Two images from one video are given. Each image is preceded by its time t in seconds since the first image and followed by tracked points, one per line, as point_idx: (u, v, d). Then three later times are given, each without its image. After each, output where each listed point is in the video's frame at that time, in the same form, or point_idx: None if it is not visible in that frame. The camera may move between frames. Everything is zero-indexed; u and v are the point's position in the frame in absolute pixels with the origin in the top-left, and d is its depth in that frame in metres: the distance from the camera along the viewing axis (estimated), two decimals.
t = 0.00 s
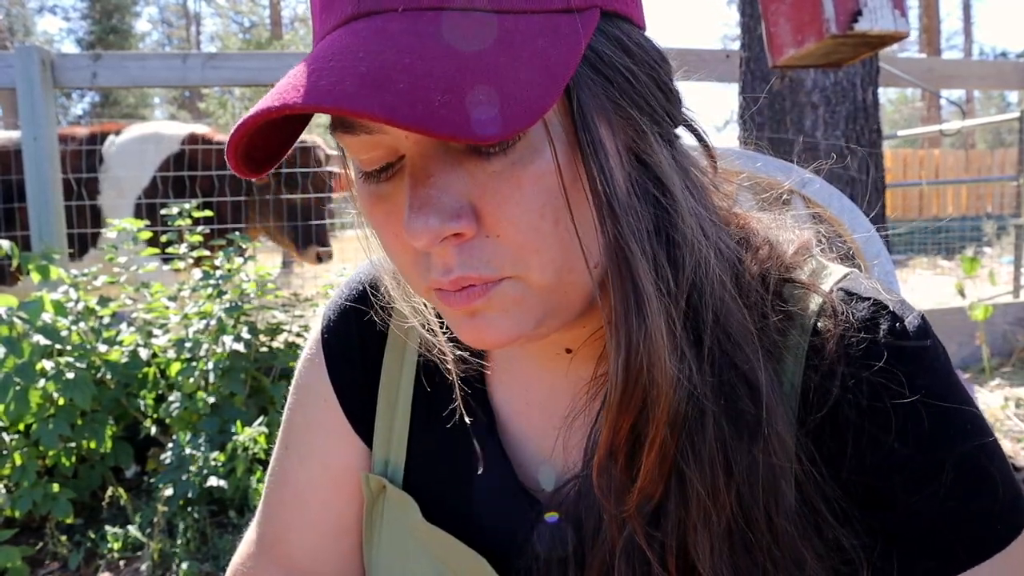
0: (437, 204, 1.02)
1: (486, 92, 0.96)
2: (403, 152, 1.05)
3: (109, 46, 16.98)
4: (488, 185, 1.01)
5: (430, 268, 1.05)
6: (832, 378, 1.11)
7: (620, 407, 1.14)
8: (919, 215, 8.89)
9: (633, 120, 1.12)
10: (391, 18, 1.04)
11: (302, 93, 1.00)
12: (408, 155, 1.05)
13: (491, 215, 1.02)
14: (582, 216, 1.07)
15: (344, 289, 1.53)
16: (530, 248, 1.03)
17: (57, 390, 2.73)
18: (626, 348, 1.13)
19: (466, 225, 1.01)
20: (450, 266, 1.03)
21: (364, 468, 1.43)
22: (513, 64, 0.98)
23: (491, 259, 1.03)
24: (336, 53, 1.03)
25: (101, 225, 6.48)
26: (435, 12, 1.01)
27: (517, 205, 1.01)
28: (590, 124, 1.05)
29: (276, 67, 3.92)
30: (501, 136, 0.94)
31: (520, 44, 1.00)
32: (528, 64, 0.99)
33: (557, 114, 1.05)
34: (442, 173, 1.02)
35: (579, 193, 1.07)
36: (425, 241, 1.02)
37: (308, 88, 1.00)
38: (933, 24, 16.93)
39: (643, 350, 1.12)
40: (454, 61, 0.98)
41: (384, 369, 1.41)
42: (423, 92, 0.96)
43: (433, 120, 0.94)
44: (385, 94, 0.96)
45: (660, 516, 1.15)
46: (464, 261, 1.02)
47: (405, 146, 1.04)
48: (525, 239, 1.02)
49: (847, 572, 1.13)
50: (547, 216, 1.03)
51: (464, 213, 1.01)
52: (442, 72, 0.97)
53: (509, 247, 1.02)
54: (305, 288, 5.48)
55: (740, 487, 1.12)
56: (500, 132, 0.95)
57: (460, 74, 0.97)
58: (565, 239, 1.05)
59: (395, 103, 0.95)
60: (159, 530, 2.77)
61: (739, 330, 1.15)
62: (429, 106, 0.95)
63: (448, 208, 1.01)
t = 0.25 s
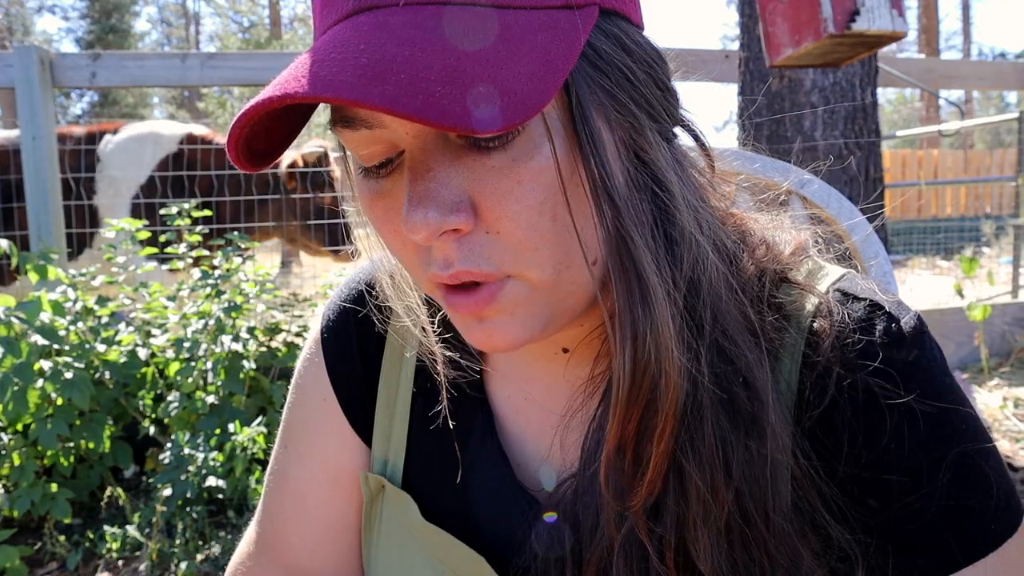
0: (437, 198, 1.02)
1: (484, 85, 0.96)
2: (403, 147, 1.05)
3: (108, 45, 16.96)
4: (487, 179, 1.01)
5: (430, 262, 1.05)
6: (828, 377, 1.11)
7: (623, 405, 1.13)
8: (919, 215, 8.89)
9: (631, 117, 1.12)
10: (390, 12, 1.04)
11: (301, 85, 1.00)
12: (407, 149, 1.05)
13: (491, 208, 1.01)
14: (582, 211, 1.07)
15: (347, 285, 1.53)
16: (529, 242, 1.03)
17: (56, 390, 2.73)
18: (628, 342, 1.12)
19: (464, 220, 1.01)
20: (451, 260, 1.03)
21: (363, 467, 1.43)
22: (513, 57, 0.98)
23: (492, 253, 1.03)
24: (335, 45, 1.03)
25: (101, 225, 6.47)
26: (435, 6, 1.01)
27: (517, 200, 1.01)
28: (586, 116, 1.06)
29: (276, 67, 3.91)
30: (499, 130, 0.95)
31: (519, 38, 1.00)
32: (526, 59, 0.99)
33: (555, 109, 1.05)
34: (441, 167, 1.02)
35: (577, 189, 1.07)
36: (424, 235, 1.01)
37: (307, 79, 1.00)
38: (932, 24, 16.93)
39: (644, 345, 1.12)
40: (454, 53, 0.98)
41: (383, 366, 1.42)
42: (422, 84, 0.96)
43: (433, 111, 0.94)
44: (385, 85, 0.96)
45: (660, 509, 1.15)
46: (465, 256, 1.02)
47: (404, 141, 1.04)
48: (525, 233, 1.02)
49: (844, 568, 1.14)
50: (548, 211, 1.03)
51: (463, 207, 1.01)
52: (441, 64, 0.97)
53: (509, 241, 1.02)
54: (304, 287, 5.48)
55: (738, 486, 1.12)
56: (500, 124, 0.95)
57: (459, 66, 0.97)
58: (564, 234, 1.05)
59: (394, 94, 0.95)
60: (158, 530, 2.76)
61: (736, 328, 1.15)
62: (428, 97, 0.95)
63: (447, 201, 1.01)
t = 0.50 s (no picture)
0: (433, 198, 1.03)
1: (476, 87, 0.96)
2: (400, 147, 1.06)
3: (109, 45, 16.96)
4: (484, 178, 1.01)
5: (428, 255, 1.07)
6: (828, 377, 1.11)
7: (618, 403, 1.14)
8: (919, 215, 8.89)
9: (628, 117, 1.11)
10: (386, 14, 1.04)
11: (296, 88, 1.00)
12: (404, 150, 1.05)
13: (488, 205, 1.02)
14: (578, 212, 1.07)
15: (352, 283, 1.53)
16: (529, 237, 1.04)
17: (56, 390, 2.74)
18: (624, 341, 1.11)
19: (461, 217, 1.02)
20: (451, 253, 1.05)
21: (365, 466, 1.43)
22: (506, 60, 0.98)
23: (491, 248, 1.05)
24: (331, 48, 1.03)
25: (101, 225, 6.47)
26: (429, 8, 1.01)
27: (514, 197, 1.02)
28: (580, 117, 1.05)
29: (276, 67, 3.91)
30: (491, 132, 0.95)
31: (513, 41, 1.00)
32: (520, 61, 0.99)
33: (549, 110, 1.05)
34: (437, 168, 1.03)
35: (571, 188, 1.07)
36: (422, 234, 1.03)
37: (302, 82, 1.01)
38: (932, 24, 16.92)
39: (642, 344, 1.11)
40: (448, 56, 0.98)
41: (387, 364, 1.42)
42: (415, 87, 0.96)
43: (424, 114, 0.95)
44: (377, 88, 0.97)
45: (661, 508, 1.15)
46: (466, 251, 1.04)
47: (401, 142, 1.05)
48: (522, 226, 1.03)
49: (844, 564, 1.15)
50: (547, 209, 1.04)
51: (459, 205, 1.02)
52: (434, 67, 0.97)
53: (506, 235, 1.04)
54: (304, 287, 5.48)
55: (739, 485, 1.12)
56: (494, 125, 0.95)
57: (452, 69, 0.97)
58: (563, 230, 1.06)
59: (386, 97, 0.96)
60: (158, 530, 2.76)
61: (734, 328, 1.15)
62: (420, 100, 0.95)
63: (443, 200, 1.02)
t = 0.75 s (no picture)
0: (430, 198, 1.02)
1: (473, 89, 0.96)
2: (398, 148, 1.06)
3: (109, 45, 16.97)
4: (480, 177, 1.01)
5: (424, 255, 1.06)
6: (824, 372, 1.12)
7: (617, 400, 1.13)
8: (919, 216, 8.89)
9: (626, 116, 1.11)
10: (382, 17, 1.04)
11: (294, 92, 1.00)
12: (403, 151, 1.05)
13: (484, 204, 1.02)
14: (580, 210, 1.07)
15: (350, 285, 1.53)
16: (523, 234, 1.03)
17: (57, 390, 2.74)
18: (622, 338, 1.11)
19: (459, 217, 1.02)
20: (447, 252, 1.04)
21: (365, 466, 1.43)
22: (502, 62, 0.98)
23: (487, 248, 1.03)
24: (328, 51, 1.03)
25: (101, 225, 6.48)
26: (424, 11, 1.01)
27: (510, 195, 1.01)
28: (578, 116, 1.05)
29: (276, 67, 3.91)
30: (489, 132, 0.95)
31: (510, 41, 1.00)
32: (516, 61, 0.99)
33: (547, 110, 1.05)
34: (435, 168, 1.03)
35: (571, 185, 1.06)
36: (418, 235, 1.03)
37: (299, 86, 1.01)
38: (933, 24, 16.92)
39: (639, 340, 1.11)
40: (445, 58, 0.98)
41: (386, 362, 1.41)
42: (412, 89, 0.96)
43: (420, 117, 0.95)
44: (374, 91, 0.96)
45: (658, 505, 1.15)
46: (462, 251, 1.03)
47: (399, 142, 1.05)
48: (518, 224, 1.02)
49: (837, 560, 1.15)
50: (542, 207, 1.03)
51: (456, 205, 1.02)
52: (430, 70, 0.97)
53: (503, 234, 1.03)
54: (304, 287, 5.49)
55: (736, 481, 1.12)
56: (495, 125, 0.95)
57: (450, 70, 0.97)
58: (559, 227, 1.05)
59: (383, 101, 0.96)
60: (159, 530, 2.76)
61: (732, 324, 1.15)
62: (416, 103, 0.95)
63: (440, 200, 1.02)
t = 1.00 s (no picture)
0: (439, 188, 1.03)
1: (489, 79, 0.96)
2: (406, 140, 1.06)
3: (108, 45, 16.96)
4: (488, 170, 1.01)
5: (429, 246, 1.06)
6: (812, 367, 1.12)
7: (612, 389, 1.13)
8: (918, 216, 8.89)
9: (627, 111, 1.11)
10: (398, 9, 1.04)
11: (312, 77, 1.00)
12: (410, 143, 1.05)
13: (491, 197, 1.02)
14: (586, 203, 1.07)
15: (350, 281, 1.53)
16: (530, 228, 1.03)
17: (56, 390, 2.74)
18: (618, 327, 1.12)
19: (467, 209, 1.01)
20: (451, 244, 1.04)
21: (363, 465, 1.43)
22: (514, 55, 0.99)
23: (495, 241, 1.03)
24: (344, 41, 1.03)
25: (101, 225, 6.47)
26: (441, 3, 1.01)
27: (520, 188, 1.02)
28: (585, 111, 1.05)
29: (276, 67, 3.91)
30: (502, 123, 0.95)
31: (522, 36, 1.00)
32: (528, 55, 0.99)
33: (555, 104, 1.05)
34: (444, 159, 1.03)
35: (582, 185, 1.06)
36: (427, 224, 1.02)
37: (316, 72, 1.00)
38: (933, 24, 16.91)
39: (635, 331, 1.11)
40: (459, 50, 0.98)
41: (382, 356, 1.42)
42: (428, 77, 0.96)
43: (441, 105, 0.94)
44: (395, 79, 0.96)
45: (654, 495, 1.14)
46: (468, 242, 1.03)
47: (407, 134, 1.05)
48: (526, 218, 1.03)
49: (827, 553, 1.14)
50: (548, 201, 1.03)
51: (464, 196, 1.02)
52: (448, 60, 0.97)
53: (509, 227, 1.03)
54: (304, 287, 5.49)
55: (729, 473, 1.12)
56: (502, 118, 0.95)
57: (464, 62, 0.97)
58: (563, 220, 1.05)
59: (404, 88, 0.95)
60: (158, 530, 2.76)
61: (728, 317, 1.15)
62: (435, 90, 0.95)
63: (449, 191, 1.02)
